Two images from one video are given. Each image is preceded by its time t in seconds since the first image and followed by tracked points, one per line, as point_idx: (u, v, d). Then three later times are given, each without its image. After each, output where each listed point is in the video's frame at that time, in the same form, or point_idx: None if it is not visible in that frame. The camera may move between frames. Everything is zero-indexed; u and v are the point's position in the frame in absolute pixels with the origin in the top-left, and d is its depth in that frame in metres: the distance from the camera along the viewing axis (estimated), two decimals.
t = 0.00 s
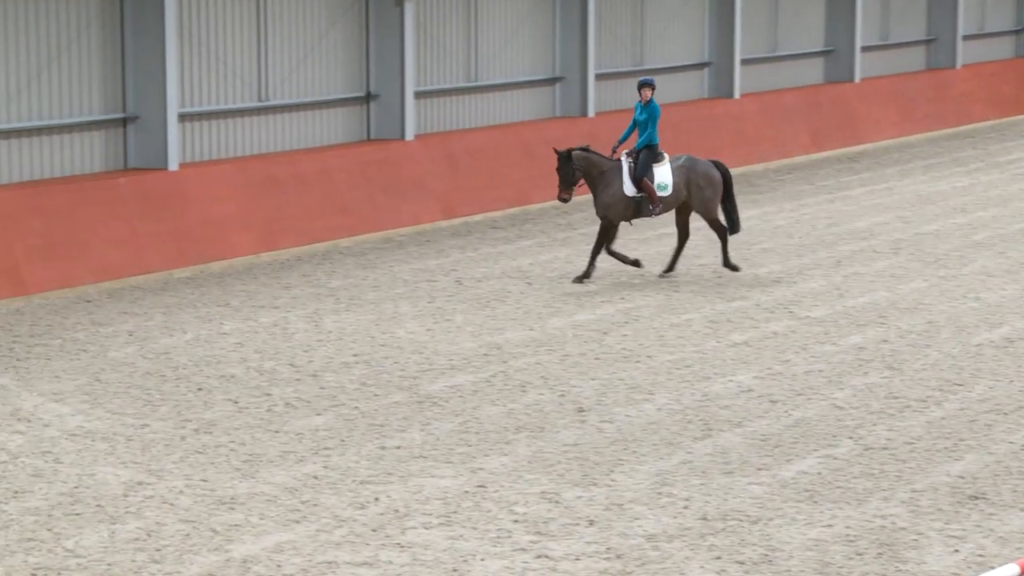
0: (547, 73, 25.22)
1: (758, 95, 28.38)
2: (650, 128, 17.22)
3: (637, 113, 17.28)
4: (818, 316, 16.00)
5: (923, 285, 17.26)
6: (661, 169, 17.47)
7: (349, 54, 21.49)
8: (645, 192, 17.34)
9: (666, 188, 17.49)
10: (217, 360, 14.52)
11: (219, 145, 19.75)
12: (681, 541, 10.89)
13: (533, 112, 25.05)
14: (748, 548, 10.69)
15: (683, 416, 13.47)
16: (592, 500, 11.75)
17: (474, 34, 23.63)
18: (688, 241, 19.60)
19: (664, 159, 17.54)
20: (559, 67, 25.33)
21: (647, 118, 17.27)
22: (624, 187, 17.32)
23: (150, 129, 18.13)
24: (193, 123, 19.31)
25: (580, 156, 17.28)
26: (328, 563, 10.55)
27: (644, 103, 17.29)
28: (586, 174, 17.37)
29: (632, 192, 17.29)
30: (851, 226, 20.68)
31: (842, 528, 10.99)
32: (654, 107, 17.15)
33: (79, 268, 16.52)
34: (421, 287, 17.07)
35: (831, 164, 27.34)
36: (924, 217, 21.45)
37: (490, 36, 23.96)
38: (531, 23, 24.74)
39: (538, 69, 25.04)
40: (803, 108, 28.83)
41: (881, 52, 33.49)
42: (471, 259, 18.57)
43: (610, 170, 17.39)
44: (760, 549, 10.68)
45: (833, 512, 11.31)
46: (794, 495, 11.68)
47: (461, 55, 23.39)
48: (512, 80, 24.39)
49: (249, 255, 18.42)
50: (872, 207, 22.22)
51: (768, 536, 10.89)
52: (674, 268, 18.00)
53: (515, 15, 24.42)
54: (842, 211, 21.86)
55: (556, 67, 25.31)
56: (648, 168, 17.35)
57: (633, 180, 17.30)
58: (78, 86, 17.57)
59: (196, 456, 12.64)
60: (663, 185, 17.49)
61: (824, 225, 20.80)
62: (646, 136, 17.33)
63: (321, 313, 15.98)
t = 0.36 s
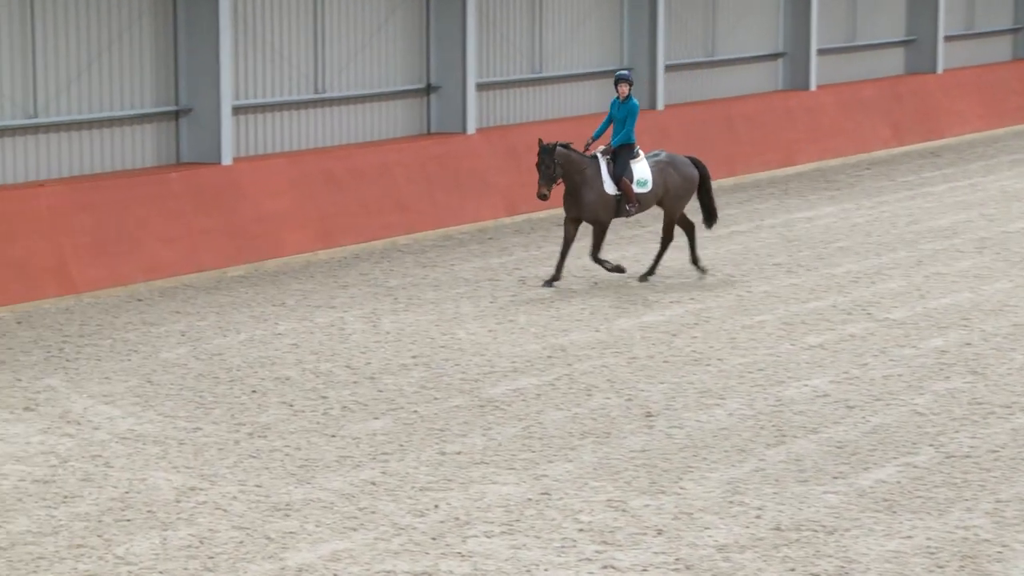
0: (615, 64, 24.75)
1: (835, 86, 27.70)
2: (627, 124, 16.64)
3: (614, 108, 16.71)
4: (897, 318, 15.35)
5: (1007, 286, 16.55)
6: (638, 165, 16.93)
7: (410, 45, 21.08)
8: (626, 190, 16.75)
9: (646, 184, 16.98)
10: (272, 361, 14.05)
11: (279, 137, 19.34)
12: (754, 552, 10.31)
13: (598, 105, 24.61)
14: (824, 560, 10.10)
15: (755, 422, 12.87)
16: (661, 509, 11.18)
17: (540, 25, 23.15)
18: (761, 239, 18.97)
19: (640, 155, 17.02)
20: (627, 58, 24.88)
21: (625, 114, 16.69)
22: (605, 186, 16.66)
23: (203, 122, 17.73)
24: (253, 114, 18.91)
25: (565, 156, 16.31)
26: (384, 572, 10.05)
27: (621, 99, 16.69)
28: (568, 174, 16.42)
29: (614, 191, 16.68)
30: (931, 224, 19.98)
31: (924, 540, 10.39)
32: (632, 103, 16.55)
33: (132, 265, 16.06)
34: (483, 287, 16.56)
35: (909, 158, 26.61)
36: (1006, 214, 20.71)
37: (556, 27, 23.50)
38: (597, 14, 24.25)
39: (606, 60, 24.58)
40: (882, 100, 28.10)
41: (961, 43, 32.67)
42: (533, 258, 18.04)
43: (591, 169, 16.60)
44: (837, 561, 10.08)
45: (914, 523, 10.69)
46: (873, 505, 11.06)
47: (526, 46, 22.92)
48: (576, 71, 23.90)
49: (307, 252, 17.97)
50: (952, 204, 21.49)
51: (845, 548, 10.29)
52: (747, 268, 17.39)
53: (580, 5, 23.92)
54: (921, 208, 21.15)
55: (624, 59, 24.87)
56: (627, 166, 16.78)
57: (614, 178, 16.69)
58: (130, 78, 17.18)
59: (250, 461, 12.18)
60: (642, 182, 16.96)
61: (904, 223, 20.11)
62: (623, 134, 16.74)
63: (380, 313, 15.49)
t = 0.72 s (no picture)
0: (691, 61, 24.59)
1: (916, 84, 27.34)
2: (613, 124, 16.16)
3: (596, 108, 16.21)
4: (979, 319, 15.01)
5: None
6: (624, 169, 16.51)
7: (481, 43, 20.96)
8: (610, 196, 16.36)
9: (632, 190, 16.57)
10: (342, 361, 13.91)
11: (350, 133, 19.20)
12: (831, 557, 10.05)
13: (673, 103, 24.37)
14: (904, 565, 9.83)
15: (833, 425, 12.58)
16: (736, 513, 10.93)
17: (612, 20, 22.99)
18: (840, 239, 18.65)
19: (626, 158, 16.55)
20: (704, 55, 24.71)
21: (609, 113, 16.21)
22: (589, 190, 16.29)
23: (273, 118, 17.63)
24: (325, 110, 18.78)
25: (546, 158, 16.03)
26: None
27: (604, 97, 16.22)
28: (549, 176, 16.14)
29: (598, 195, 16.29)
30: (1014, 223, 19.58)
31: (1006, 546, 10.11)
32: (616, 101, 16.08)
33: (201, 264, 15.95)
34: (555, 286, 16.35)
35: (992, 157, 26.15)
36: None
37: (631, 24, 23.36)
38: (670, 10, 24.11)
39: (682, 57, 24.43)
40: (965, 98, 27.68)
41: None
42: (608, 258, 17.80)
43: (573, 171, 16.27)
44: (916, 567, 9.82)
45: (996, 529, 10.41)
46: (954, 510, 10.77)
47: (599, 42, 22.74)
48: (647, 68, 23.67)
49: (377, 251, 17.83)
50: None
51: (925, 553, 10.02)
52: (825, 268, 17.08)
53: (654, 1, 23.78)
54: (1002, 208, 20.74)
55: (700, 55, 24.70)
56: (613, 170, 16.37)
57: (599, 183, 16.31)
58: (200, 75, 17.10)
59: (319, 461, 12.04)
60: (628, 188, 16.54)
61: (987, 222, 19.72)
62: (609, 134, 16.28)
63: (451, 313, 15.31)
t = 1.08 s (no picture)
0: (764, 60, 24.90)
1: (996, 84, 27.21)
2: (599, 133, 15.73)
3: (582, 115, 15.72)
4: None
5: None
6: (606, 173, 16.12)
7: (554, 44, 21.09)
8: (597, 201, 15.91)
9: (616, 193, 16.21)
10: (413, 361, 13.89)
11: (422, 131, 19.27)
12: (905, 559, 9.94)
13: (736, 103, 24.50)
14: (979, 569, 9.72)
15: (907, 426, 12.45)
16: (809, 514, 10.83)
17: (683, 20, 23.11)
18: (915, 239, 18.48)
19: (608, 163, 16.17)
20: (776, 54, 24.99)
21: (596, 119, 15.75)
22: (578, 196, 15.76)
23: (344, 118, 17.72)
24: (398, 109, 18.85)
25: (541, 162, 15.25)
26: None
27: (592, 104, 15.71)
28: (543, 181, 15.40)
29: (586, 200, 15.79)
30: None
31: None
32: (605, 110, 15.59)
33: (273, 263, 15.97)
34: (627, 287, 16.26)
35: None
36: None
37: (704, 24, 23.62)
38: (744, 10, 24.38)
39: (755, 57, 24.72)
40: None
41: None
42: (677, 258, 17.73)
43: (562, 175, 15.65)
44: (992, 570, 9.70)
45: None
46: None
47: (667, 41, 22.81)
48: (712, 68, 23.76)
49: (448, 251, 17.83)
50: None
51: (1000, 557, 9.90)
52: (899, 268, 16.92)
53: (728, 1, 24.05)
54: None
55: (773, 54, 24.97)
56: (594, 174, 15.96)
57: (586, 188, 15.83)
58: (271, 74, 17.17)
59: (390, 461, 12.01)
60: (612, 191, 16.17)
61: None
62: (596, 140, 15.88)
63: (522, 313, 15.26)
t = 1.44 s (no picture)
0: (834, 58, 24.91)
1: None
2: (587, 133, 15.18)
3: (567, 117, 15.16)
4: None
5: None
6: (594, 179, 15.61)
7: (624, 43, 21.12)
8: (586, 207, 15.48)
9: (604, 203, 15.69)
10: (480, 359, 13.90)
11: (492, 130, 19.28)
12: (974, 561, 9.88)
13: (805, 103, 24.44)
14: None
15: (976, 427, 12.36)
16: (877, 515, 10.76)
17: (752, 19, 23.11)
18: (985, 239, 18.33)
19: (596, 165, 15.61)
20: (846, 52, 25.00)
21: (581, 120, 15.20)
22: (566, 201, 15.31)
23: (412, 117, 17.71)
24: (469, 107, 18.88)
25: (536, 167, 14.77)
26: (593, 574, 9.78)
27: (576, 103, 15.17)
28: (535, 186, 14.93)
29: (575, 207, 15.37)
30: None
31: None
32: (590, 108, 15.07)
33: (341, 262, 16.02)
34: (694, 286, 16.19)
35: None
36: None
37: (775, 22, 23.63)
38: (815, 9, 24.42)
39: (825, 55, 24.74)
40: None
41: None
42: (745, 257, 17.65)
43: (552, 181, 15.19)
44: None
45: None
46: None
47: (736, 40, 22.80)
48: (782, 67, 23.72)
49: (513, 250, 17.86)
50: None
51: None
52: (968, 268, 16.79)
53: None
54: None
55: (842, 52, 24.98)
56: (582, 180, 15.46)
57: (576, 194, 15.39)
58: (340, 73, 17.19)
59: (457, 459, 12.01)
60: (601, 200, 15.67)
61: None
62: (582, 141, 15.34)
63: (588, 312, 15.22)
